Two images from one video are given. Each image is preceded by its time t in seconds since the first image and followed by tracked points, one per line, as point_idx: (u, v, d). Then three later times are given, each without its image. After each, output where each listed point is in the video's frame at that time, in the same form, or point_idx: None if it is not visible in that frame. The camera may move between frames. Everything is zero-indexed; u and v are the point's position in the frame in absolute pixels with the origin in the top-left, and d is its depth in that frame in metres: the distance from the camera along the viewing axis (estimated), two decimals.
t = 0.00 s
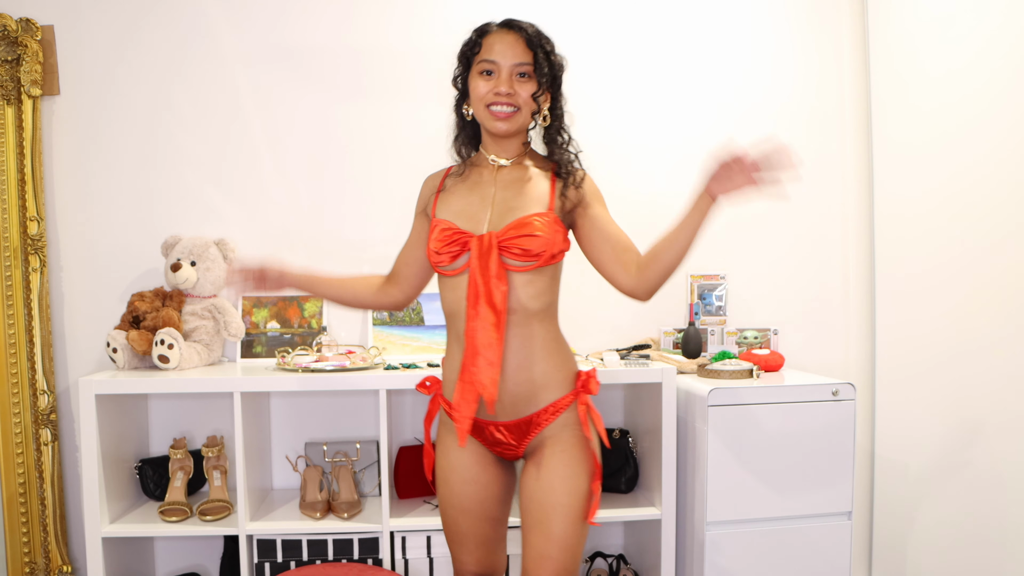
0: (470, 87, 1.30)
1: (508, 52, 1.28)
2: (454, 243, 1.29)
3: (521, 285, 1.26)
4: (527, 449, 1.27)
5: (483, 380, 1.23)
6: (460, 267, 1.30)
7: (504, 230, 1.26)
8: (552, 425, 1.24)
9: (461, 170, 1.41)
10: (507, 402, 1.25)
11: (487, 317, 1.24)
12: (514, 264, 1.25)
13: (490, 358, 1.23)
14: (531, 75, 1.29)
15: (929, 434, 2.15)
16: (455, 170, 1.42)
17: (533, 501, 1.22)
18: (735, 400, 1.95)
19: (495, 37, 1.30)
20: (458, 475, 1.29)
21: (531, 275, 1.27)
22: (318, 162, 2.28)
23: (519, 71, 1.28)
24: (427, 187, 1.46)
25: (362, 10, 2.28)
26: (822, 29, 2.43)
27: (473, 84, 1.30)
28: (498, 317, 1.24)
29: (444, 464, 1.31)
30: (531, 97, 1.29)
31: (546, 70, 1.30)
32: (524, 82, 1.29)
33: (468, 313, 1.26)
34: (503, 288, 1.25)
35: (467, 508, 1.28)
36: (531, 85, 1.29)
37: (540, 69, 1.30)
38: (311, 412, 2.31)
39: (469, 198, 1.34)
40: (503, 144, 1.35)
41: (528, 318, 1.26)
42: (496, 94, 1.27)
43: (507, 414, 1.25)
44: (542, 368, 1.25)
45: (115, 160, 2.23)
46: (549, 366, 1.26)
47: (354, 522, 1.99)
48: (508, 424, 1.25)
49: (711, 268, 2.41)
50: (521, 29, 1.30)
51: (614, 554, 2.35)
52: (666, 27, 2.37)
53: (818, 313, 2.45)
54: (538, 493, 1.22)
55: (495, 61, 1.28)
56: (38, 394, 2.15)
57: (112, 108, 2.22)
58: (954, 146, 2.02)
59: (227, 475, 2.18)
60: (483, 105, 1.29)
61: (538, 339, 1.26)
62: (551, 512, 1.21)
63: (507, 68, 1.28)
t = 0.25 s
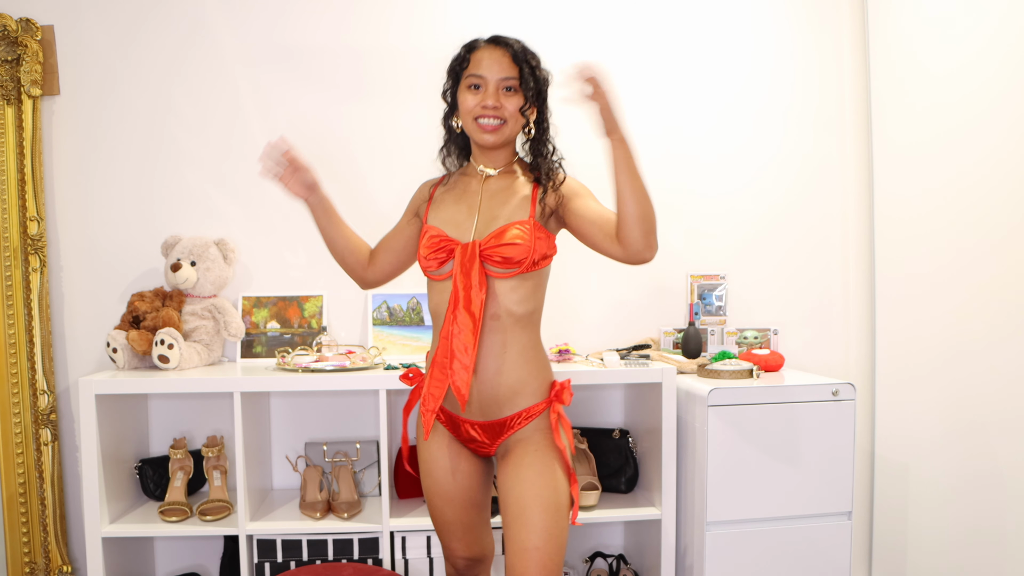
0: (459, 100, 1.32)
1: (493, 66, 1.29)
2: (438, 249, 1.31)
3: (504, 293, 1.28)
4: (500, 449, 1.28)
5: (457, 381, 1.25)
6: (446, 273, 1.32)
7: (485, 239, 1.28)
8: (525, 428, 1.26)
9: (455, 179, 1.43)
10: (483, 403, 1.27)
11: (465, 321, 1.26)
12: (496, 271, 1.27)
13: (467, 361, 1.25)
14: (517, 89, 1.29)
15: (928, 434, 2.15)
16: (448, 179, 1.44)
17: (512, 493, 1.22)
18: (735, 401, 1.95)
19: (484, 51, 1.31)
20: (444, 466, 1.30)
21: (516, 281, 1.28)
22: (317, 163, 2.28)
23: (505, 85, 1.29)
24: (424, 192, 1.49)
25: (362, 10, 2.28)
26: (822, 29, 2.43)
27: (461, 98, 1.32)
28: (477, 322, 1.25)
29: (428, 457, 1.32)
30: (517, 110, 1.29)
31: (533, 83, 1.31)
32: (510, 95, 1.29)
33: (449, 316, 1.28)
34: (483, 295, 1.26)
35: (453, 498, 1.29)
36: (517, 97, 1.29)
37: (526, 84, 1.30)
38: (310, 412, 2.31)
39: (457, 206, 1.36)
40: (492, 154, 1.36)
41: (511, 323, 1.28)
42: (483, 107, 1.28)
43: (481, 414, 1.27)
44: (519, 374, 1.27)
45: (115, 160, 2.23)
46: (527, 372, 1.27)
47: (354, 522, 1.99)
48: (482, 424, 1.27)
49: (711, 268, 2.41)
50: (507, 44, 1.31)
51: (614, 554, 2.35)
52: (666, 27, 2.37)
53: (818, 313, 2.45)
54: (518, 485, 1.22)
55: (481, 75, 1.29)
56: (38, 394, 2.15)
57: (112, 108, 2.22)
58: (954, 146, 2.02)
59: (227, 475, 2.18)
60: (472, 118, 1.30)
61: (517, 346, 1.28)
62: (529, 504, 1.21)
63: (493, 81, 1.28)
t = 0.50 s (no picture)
0: (449, 108, 1.32)
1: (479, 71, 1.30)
2: (433, 251, 1.31)
3: (497, 295, 1.28)
4: (491, 448, 1.29)
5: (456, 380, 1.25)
6: (441, 275, 1.32)
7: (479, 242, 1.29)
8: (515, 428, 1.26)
9: (449, 186, 1.44)
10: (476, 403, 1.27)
11: (461, 321, 1.26)
12: (488, 273, 1.27)
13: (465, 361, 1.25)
14: (505, 91, 1.30)
15: (928, 434, 2.15)
16: (444, 187, 1.45)
17: (506, 488, 1.22)
18: (735, 400, 1.95)
19: (468, 58, 1.33)
20: (440, 461, 1.30)
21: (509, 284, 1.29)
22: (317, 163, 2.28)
23: (493, 88, 1.30)
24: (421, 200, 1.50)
25: (362, 10, 2.28)
26: (822, 29, 2.43)
27: (450, 106, 1.33)
28: (473, 322, 1.26)
29: (424, 452, 1.31)
30: (508, 111, 1.30)
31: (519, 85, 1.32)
32: (499, 98, 1.30)
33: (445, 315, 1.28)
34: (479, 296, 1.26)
35: (449, 493, 1.29)
36: (506, 99, 1.30)
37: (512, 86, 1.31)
38: (310, 412, 2.31)
39: (451, 210, 1.37)
40: (486, 158, 1.36)
41: (503, 325, 1.28)
42: (475, 111, 1.28)
43: (474, 414, 1.27)
44: (511, 375, 1.28)
45: (115, 160, 2.23)
46: (518, 373, 1.28)
47: (354, 522, 1.99)
48: (474, 423, 1.27)
49: (711, 268, 2.41)
50: (490, 51, 1.32)
51: (614, 554, 2.35)
52: (666, 27, 2.37)
53: (818, 313, 2.45)
54: (512, 481, 1.23)
55: (468, 81, 1.30)
56: (38, 394, 2.15)
57: (112, 108, 2.22)
58: (954, 146, 2.02)
59: (227, 475, 2.18)
60: (464, 123, 1.30)
61: (509, 347, 1.28)
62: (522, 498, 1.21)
63: (481, 85, 1.29)
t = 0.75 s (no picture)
0: (451, 114, 1.33)
1: (479, 76, 1.31)
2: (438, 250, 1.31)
3: (502, 293, 1.28)
4: (494, 447, 1.29)
5: (465, 379, 1.25)
6: (445, 274, 1.31)
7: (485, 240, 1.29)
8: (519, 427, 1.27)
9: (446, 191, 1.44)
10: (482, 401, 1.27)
11: (469, 320, 1.26)
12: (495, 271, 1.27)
13: (473, 359, 1.25)
14: (505, 94, 1.31)
15: (928, 434, 2.15)
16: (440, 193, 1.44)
17: (508, 489, 1.22)
18: (735, 400, 1.95)
19: (465, 65, 1.34)
20: (440, 463, 1.29)
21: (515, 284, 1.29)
22: (317, 163, 2.28)
23: (493, 92, 1.31)
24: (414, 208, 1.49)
25: (362, 10, 2.28)
26: (823, 28, 2.43)
27: (450, 112, 1.34)
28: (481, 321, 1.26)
29: (423, 454, 1.30)
30: (509, 114, 1.31)
31: (516, 87, 1.34)
32: (499, 101, 1.31)
33: (452, 315, 1.27)
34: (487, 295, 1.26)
35: (449, 494, 1.28)
36: (507, 102, 1.31)
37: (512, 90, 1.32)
38: (310, 412, 2.31)
39: (455, 212, 1.37)
40: (486, 162, 1.38)
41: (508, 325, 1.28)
42: (477, 116, 1.30)
43: (481, 413, 1.27)
44: (514, 373, 1.28)
45: (116, 160, 2.23)
46: (521, 371, 1.29)
47: (354, 522, 1.99)
48: (478, 421, 1.27)
49: (711, 268, 2.41)
50: (487, 56, 1.34)
51: (614, 554, 2.35)
52: (666, 27, 2.37)
53: (818, 313, 2.45)
54: (515, 481, 1.22)
55: (468, 86, 1.31)
56: (38, 394, 2.15)
57: (112, 108, 2.22)
58: (954, 146, 2.02)
59: (227, 475, 2.18)
60: (466, 128, 1.31)
61: (513, 346, 1.29)
62: (522, 499, 1.21)
63: (482, 90, 1.30)
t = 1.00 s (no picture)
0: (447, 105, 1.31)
1: (479, 69, 1.29)
2: (444, 254, 1.29)
3: (511, 296, 1.30)
4: (498, 444, 1.28)
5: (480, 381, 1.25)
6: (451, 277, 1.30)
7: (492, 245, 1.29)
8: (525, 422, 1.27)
9: (437, 186, 1.41)
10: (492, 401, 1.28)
11: (485, 325, 1.26)
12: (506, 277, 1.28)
13: (490, 363, 1.26)
14: (503, 90, 1.30)
15: (928, 434, 2.15)
16: (430, 189, 1.41)
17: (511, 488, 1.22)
18: (735, 400, 1.95)
19: (468, 57, 1.32)
20: (442, 465, 1.28)
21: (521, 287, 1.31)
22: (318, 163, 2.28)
23: (491, 87, 1.29)
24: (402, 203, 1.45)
25: (362, 10, 2.28)
26: (823, 28, 2.43)
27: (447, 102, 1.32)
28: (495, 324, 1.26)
29: (425, 456, 1.29)
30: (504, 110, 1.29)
31: (515, 86, 1.33)
32: (496, 96, 1.29)
33: (465, 316, 1.26)
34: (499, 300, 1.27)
35: (452, 496, 1.27)
36: (504, 98, 1.30)
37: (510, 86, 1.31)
38: (310, 412, 2.31)
39: (454, 212, 1.35)
40: (478, 158, 1.36)
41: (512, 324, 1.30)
42: (472, 108, 1.28)
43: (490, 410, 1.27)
44: (519, 369, 1.29)
45: (116, 160, 2.23)
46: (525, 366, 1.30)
47: (354, 521, 1.99)
48: (487, 418, 1.26)
49: (711, 268, 2.41)
50: (489, 52, 1.33)
51: (614, 554, 2.35)
52: (666, 27, 2.37)
53: (818, 313, 2.45)
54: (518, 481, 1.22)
55: (467, 78, 1.29)
56: (38, 394, 2.15)
57: (112, 108, 2.22)
58: (954, 146, 2.02)
59: (227, 475, 2.18)
60: (460, 120, 1.29)
61: (521, 345, 1.30)
62: (523, 492, 1.21)
63: (479, 83, 1.28)
